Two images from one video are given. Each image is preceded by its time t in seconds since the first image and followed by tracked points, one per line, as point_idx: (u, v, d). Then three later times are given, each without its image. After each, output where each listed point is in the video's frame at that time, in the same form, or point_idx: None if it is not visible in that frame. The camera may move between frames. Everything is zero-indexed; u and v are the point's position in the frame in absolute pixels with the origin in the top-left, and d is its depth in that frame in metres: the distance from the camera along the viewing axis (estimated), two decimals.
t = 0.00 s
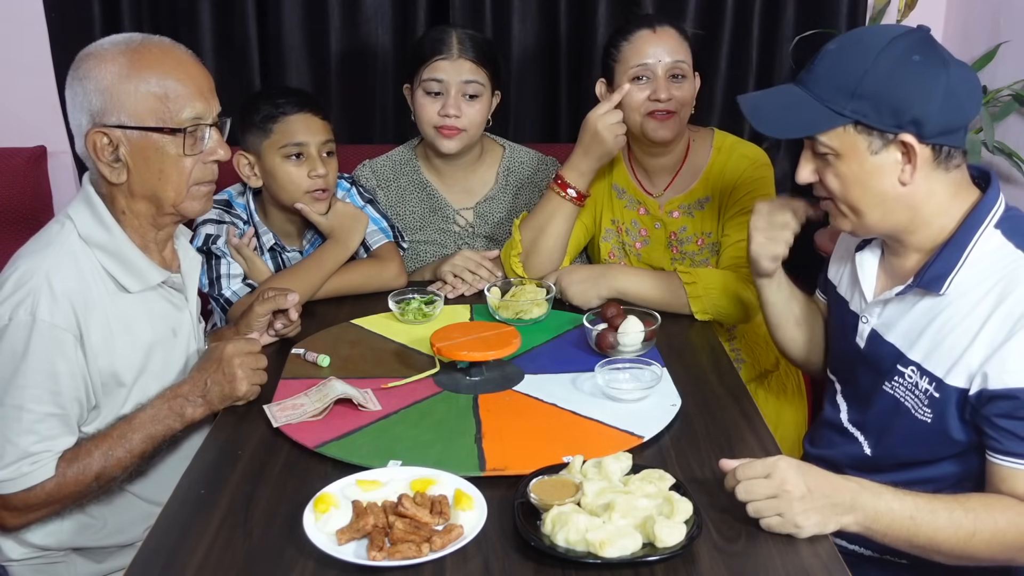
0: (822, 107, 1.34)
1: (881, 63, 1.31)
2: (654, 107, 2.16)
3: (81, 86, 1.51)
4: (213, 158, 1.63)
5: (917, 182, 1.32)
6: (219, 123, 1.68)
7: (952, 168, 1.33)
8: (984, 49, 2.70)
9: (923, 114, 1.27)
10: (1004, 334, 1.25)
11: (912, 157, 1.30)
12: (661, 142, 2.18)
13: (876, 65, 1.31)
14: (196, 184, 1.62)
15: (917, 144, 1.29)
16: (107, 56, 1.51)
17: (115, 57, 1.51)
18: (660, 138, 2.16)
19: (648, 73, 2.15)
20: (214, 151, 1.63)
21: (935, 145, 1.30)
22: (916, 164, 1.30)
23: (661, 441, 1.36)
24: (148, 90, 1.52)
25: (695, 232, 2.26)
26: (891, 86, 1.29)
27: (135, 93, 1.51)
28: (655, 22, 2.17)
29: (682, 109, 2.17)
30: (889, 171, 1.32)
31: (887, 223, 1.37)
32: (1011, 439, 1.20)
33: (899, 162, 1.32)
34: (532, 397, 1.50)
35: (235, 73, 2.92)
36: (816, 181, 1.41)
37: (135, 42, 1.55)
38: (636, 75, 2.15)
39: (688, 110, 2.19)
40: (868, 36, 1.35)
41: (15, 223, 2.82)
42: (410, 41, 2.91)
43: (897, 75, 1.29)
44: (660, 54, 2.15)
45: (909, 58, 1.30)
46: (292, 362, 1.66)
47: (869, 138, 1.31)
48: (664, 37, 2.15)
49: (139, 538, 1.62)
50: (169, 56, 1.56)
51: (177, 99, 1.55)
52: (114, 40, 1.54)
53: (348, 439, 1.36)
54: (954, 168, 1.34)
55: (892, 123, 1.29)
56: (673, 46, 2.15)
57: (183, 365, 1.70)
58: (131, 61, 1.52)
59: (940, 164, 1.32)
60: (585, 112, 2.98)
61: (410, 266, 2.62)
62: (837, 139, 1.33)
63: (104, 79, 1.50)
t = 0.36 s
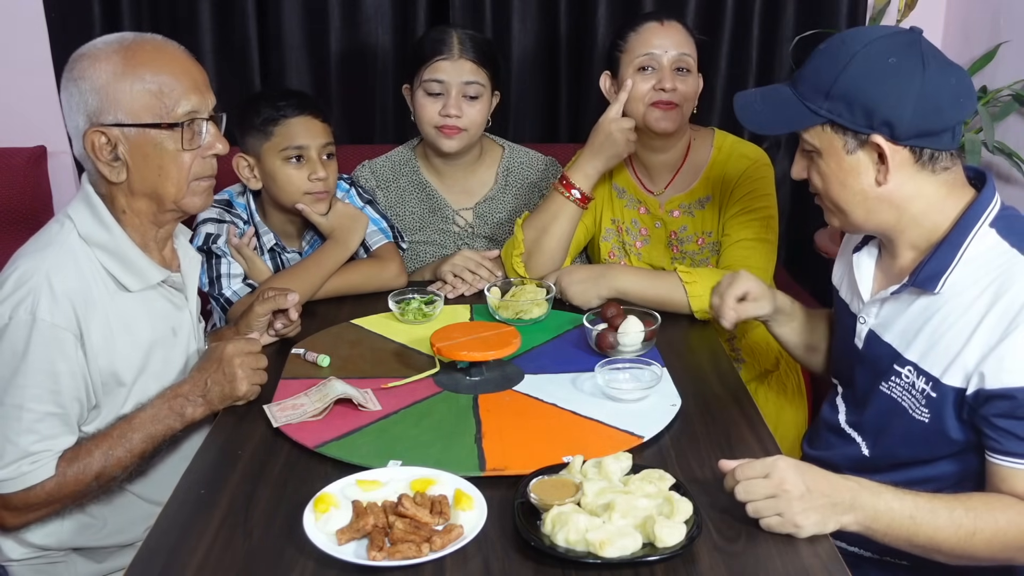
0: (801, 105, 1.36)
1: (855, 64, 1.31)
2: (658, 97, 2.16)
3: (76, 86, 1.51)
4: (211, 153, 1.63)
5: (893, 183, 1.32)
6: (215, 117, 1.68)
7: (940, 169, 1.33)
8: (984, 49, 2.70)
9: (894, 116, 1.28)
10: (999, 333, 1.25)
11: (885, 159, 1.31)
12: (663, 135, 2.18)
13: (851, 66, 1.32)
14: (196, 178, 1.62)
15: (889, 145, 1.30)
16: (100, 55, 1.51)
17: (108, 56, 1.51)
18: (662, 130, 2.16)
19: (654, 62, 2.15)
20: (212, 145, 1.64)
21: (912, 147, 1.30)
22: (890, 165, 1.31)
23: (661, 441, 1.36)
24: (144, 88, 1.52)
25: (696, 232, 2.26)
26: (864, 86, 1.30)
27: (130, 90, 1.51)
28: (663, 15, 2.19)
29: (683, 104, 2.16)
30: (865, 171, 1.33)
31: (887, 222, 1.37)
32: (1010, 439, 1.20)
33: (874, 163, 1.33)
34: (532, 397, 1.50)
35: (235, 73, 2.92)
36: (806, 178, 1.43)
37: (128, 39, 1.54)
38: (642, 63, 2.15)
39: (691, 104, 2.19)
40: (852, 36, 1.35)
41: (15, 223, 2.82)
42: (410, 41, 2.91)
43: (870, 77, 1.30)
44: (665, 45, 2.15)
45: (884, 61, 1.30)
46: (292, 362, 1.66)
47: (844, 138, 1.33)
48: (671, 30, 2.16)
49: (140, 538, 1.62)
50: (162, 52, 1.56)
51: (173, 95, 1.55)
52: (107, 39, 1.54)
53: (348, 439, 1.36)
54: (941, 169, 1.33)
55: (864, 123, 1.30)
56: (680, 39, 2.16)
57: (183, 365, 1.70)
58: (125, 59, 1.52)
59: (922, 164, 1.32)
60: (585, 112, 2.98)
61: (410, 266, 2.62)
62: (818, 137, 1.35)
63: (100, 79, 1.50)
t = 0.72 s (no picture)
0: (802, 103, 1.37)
1: (857, 62, 1.32)
2: (656, 91, 2.15)
3: (74, 88, 1.51)
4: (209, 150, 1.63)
5: (894, 181, 1.32)
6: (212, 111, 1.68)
7: (941, 169, 1.33)
8: (984, 49, 2.70)
9: (896, 115, 1.28)
10: (1000, 336, 1.25)
11: (887, 158, 1.31)
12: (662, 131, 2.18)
13: (852, 64, 1.32)
14: (197, 174, 1.62)
15: (891, 143, 1.30)
16: (96, 55, 1.51)
17: (104, 55, 1.51)
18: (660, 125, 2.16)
19: (654, 57, 2.15)
20: (211, 141, 1.63)
21: (914, 146, 1.30)
22: (892, 163, 1.31)
23: (661, 441, 1.36)
24: (143, 86, 1.53)
25: (696, 232, 2.26)
26: (866, 84, 1.30)
27: (128, 90, 1.51)
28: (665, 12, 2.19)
29: (681, 100, 2.16)
30: (867, 168, 1.33)
31: (887, 223, 1.37)
32: (1009, 441, 1.20)
33: (875, 161, 1.33)
34: (532, 398, 1.50)
35: (235, 72, 2.92)
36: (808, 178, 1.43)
37: (121, 39, 1.54)
38: (642, 58, 2.16)
39: (690, 101, 2.19)
40: (852, 35, 1.35)
41: (15, 223, 2.82)
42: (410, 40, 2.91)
43: (871, 74, 1.30)
44: (666, 40, 2.15)
45: (887, 59, 1.30)
46: (292, 362, 1.66)
47: (845, 135, 1.33)
48: (675, 27, 2.17)
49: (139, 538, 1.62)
50: (157, 50, 1.56)
51: (171, 92, 1.55)
52: (101, 39, 1.54)
53: (348, 439, 1.36)
54: (942, 169, 1.33)
55: (866, 121, 1.31)
56: (680, 34, 2.16)
57: (183, 365, 1.70)
58: (122, 58, 1.52)
59: (924, 164, 1.32)
60: (585, 112, 2.98)
61: (410, 266, 2.62)
62: (818, 135, 1.35)
63: (98, 78, 1.50)
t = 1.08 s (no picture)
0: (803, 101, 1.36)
1: (859, 59, 1.32)
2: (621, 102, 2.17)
3: (84, 91, 1.49)
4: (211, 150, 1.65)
5: (896, 178, 1.32)
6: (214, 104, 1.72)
7: (938, 167, 1.33)
8: (983, 50, 2.70)
9: (899, 111, 1.28)
10: (997, 333, 1.25)
11: (888, 155, 1.31)
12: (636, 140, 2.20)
13: (853, 62, 1.32)
14: (207, 169, 1.67)
15: (894, 141, 1.30)
16: (105, 58, 1.50)
17: (112, 58, 1.51)
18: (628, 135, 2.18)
19: (616, 66, 2.17)
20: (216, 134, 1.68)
21: (915, 143, 1.30)
22: (892, 160, 1.31)
23: (661, 441, 1.36)
24: (155, 87, 1.53)
25: (695, 232, 2.26)
26: (868, 81, 1.30)
27: (142, 91, 1.52)
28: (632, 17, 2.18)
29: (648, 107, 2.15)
30: (868, 166, 1.33)
31: (886, 221, 1.37)
32: (1007, 439, 1.20)
33: (876, 158, 1.33)
34: (532, 397, 1.50)
35: (234, 73, 2.92)
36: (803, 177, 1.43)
37: (124, 39, 1.54)
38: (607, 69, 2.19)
39: (660, 107, 2.16)
40: (850, 34, 1.36)
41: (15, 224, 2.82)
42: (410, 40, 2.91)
43: (872, 71, 1.30)
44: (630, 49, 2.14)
45: (887, 56, 1.30)
46: (292, 362, 1.66)
47: (846, 133, 1.33)
48: (640, 33, 2.14)
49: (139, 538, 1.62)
50: (160, 50, 1.56)
51: (179, 92, 1.57)
52: (101, 41, 1.53)
53: (347, 439, 1.36)
54: (939, 167, 1.34)
55: (868, 117, 1.30)
56: (647, 39, 2.14)
57: (183, 365, 1.69)
58: (130, 60, 1.52)
59: (925, 162, 1.32)
60: (585, 112, 2.99)
61: (411, 266, 2.62)
62: (818, 133, 1.35)
63: (111, 82, 1.50)
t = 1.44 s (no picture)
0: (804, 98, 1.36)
1: (861, 57, 1.32)
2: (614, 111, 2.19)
3: (83, 90, 1.50)
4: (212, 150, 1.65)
5: (894, 177, 1.32)
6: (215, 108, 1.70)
7: (939, 167, 1.33)
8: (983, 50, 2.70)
9: (898, 110, 1.28)
10: (995, 338, 1.25)
11: (886, 155, 1.31)
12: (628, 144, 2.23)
13: (856, 59, 1.32)
14: (205, 170, 1.66)
15: (892, 141, 1.30)
16: (105, 57, 1.50)
17: (112, 57, 1.51)
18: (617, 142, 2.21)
19: (604, 75, 2.18)
20: (214, 135, 1.66)
21: (915, 143, 1.30)
22: (892, 160, 1.31)
23: (661, 441, 1.36)
24: (154, 88, 1.53)
25: (695, 232, 2.25)
26: (869, 79, 1.30)
27: (141, 91, 1.52)
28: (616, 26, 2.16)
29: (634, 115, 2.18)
30: (867, 165, 1.33)
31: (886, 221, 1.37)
32: (1004, 444, 1.20)
33: (875, 157, 1.33)
34: (531, 398, 1.50)
35: (234, 72, 2.92)
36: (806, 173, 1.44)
37: (124, 39, 1.54)
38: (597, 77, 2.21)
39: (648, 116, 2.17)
40: (853, 32, 1.36)
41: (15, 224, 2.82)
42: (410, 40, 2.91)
43: (873, 69, 1.30)
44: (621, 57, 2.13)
45: (889, 54, 1.30)
46: (292, 362, 1.66)
47: (846, 130, 1.33)
48: (623, 40, 2.14)
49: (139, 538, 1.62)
50: (161, 50, 1.56)
51: (178, 93, 1.57)
52: (102, 40, 1.53)
53: (346, 439, 1.36)
54: (940, 167, 1.33)
55: (868, 116, 1.31)
56: (630, 47, 2.13)
57: (183, 365, 1.69)
58: (130, 59, 1.52)
59: (925, 162, 1.32)
60: (585, 111, 2.99)
61: (410, 266, 2.61)
62: (819, 131, 1.36)
63: (109, 81, 1.50)
